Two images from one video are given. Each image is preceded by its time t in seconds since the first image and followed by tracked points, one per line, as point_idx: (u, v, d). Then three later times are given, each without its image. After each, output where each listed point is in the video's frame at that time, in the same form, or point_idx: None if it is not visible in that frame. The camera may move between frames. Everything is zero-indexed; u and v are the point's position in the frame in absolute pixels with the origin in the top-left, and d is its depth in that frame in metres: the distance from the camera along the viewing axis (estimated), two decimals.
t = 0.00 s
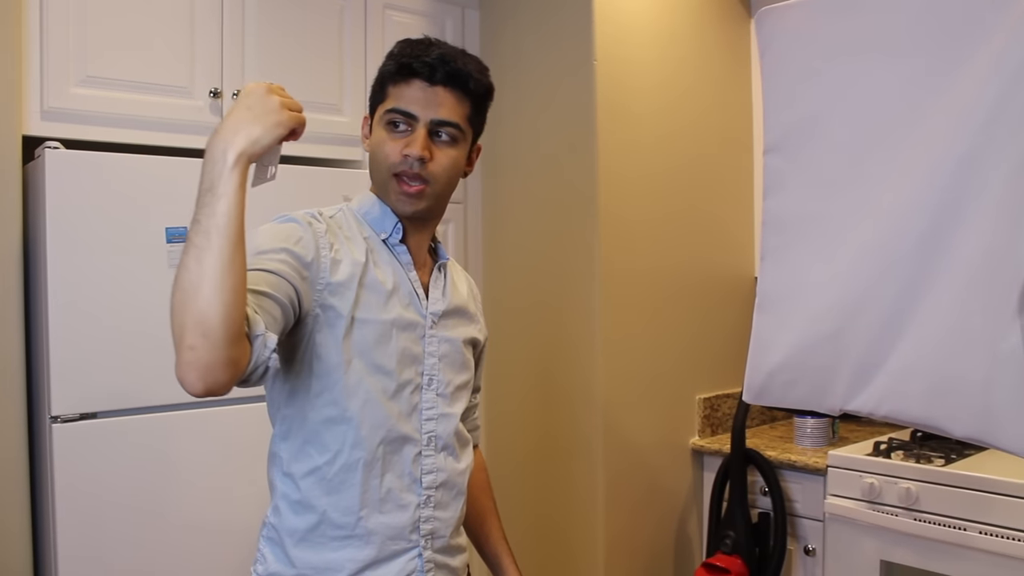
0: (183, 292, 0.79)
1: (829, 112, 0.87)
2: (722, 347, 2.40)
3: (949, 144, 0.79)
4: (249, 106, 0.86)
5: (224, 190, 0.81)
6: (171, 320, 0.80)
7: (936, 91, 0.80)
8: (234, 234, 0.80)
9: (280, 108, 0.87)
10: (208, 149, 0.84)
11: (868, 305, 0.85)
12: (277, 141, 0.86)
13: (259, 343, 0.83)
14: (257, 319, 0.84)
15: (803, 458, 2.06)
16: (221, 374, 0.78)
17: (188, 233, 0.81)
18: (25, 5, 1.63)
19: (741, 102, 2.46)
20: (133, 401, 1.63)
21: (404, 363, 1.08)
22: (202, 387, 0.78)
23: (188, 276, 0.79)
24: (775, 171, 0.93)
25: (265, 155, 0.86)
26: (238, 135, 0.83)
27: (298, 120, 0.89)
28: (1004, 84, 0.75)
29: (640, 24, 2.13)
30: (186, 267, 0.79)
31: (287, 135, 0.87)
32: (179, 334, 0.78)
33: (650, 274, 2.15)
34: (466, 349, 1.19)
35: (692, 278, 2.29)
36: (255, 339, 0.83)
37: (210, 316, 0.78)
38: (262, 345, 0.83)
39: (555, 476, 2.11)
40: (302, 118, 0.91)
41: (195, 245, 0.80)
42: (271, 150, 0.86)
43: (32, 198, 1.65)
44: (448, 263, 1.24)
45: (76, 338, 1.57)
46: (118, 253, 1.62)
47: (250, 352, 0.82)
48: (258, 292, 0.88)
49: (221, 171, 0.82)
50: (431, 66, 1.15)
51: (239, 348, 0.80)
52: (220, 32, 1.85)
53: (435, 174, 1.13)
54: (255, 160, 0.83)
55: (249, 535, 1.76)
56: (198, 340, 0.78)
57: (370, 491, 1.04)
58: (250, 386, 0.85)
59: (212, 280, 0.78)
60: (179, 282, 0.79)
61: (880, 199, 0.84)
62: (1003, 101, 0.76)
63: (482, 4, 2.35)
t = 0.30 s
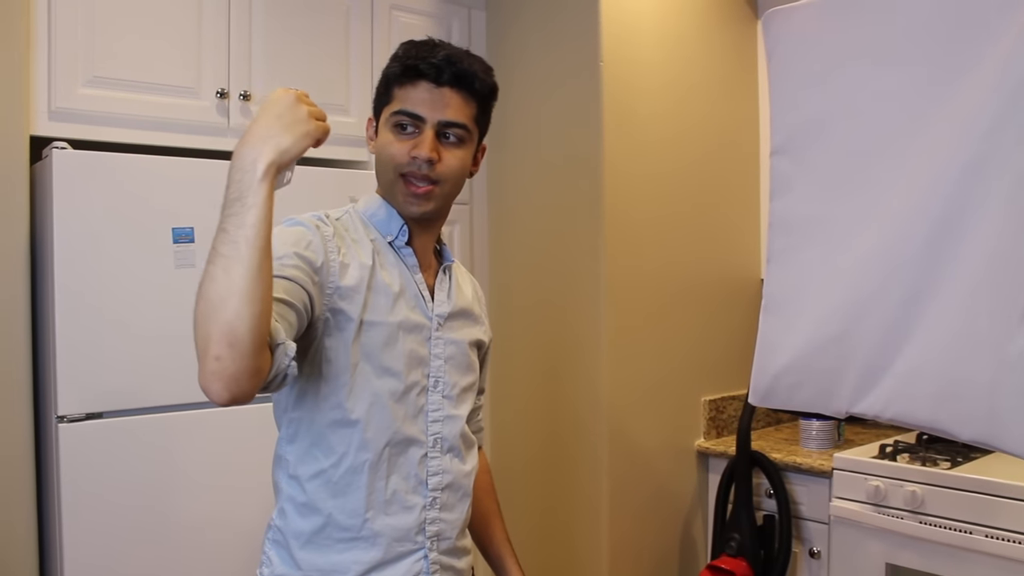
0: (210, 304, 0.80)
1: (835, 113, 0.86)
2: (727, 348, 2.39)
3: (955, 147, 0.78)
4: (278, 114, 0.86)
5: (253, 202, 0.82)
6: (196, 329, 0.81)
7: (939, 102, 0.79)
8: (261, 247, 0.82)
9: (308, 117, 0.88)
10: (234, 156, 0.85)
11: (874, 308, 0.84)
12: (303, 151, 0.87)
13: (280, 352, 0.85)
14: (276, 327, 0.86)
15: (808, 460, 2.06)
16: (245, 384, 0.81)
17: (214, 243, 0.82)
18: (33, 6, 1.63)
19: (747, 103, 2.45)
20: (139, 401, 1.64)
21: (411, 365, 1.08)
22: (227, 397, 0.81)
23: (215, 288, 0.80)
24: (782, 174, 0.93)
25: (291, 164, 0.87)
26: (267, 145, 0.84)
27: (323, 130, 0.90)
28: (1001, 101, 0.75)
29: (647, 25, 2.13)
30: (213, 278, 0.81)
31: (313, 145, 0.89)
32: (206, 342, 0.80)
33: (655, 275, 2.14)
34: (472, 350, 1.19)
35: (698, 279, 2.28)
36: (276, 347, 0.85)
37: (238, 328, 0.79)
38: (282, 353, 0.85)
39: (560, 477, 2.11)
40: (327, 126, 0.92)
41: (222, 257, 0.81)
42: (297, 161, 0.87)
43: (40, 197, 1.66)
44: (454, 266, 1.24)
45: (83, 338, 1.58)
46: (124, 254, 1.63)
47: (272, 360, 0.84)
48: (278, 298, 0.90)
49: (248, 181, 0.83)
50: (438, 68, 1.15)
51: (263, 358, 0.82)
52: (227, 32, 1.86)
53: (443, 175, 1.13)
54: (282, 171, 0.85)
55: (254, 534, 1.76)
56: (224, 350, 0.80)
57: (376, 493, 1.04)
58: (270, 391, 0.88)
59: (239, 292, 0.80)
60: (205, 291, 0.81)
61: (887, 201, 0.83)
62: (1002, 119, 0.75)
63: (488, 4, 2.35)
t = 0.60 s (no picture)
0: (221, 300, 0.80)
1: (831, 109, 0.83)
2: (723, 349, 2.39)
3: (954, 144, 0.75)
4: (294, 114, 0.88)
5: (266, 200, 0.83)
6: (204, 326, 0.82)
7: (939, 100, 0.76)
8: (273, 245, 0.82)
9: (322, 119, 0.90)
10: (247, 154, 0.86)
11: (871, 309, 0.80)
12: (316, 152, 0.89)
13: (284, 350, 0.85)
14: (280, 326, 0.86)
15: (804, 462, 2.06)
16: (252, 382, 0.81)
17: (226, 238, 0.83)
18: None
19: (747, 104, 2.45)
20: (134, 397, 1.63)
21: (408, 363, 1.08)
22: (233, 394, 0.81)
23: (226, 284, 0.80)
24: (779, 175, 0.88)
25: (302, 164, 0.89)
26: (281, 144, 0.86)
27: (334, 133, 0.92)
28: (1003, 100, 0.72)
29: (647, 26, 2.13)
30: (223, 275, 0.81)
31: (326, 147, 0.90)
32: (215, 337, 0.80)
33: (653, 275, 2.14)
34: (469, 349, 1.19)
35: (696, 280, 2.29)
36: (281, 346, 0.85)
37: (248, 326, 0.80)
38: (286, 352, 0.86)
39: (556, 476, 2.12)
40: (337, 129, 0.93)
41: (233, 253, 0.82)
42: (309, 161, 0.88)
43: (37, 192, 1.65)
44: (449, 265, 1.23)
45: (79, 333, 1.58)
46: (121, 250, 1.62)
47: (276, 358, 0.85)
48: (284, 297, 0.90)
49: (262, 178, 0.84)
50: (436, 65, 1.14)
51: (269, 357, 0.82)
52: (226, 29, 1.86)
53: (442, 172, 1.13)
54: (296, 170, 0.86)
55: (249, 532, 1.76)
56: (233, 345, 0.80)
57: (373, 491, 1.04)
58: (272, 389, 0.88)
59: (250, 289, 0.80)
60: (215, 288, 0.81)
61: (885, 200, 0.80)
62: (1002, 119, 0.72)
63: (488, 3, 2.35)
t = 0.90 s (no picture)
0: (235, 312, 0.82)
1: (833, 115, 0.82)
2: (723, 353, 2.39)
3: (958, 150, 0.74)
4: (304, 125, 0.90)
5: (280, 211, 0.85)
6: (218, 337, 0.84)
7: (942, 105, 0.75)
8: (287, 256, 0.84)
9: (331, 129, 0.92)
10: (258, 165, 0.88)
11: (873, 314, 0.80)
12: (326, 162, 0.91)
13: (295, 361, 0.89)
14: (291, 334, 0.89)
15: (804, 466, 2.06)
16: (266, 392, 0.83)
17: (239, 250, 0.84)
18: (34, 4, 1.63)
19: (747, 109, 2.46)
20: (134, 401, 1.63)
21: (409, 368, 1.08)
22: (248, 404, 0.83)
23: (241, 296, 0.82)
24: (781, 181, 0.88)
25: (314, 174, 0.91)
26: (294, 155, 0.87)
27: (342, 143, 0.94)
28: (1007, 105, 0.71)
29: (648, 30, 2.14)
30: (237, 287, 0.83)
31: (336, 155, 0.92)
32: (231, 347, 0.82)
33: (653, 278, 2.14)
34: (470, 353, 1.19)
35: (697, 283, 2.29)
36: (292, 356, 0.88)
37: (263, 337, 0.82)
38: (297, 361, 0.89)
39: (556, 479, 2.11)
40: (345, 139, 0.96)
41: (247, 264, 0.83)
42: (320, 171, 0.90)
43: (38, 196, 1.65)
44: (450, 269, 1.23)
45: (80, 337, 1.58)
46: (123, 254, 1.62)
47: (286, 368, 0.88)
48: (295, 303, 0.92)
49: (276, 190, 0.86)
50: (436, 69, 1.14)
51: (282, 366, 0.85)
52: (228, 33, 1.86)
53: (444, 174, 1.12)
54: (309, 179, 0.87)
55: (250, 535, 1.76)
56: (248, 355, 0.82)
57: (374, 496, 1.04)
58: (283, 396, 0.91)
59: (265, 301, 0.82)
60: (228, 300, 0.83)
61: (887, 205, 0.79)
62: (1007, 122, 0.71)
63: (489, 7, 2.35)
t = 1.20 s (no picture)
0: (245, 325, 0.82)
1: (827, 112, 0.82)
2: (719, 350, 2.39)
3: (950, 146, 0.74)
4: (308, 135, 0.89)
5: (288, 223, 0.84)
6: (227, 351, 0.83)
7: (933, 101, 0.75)
8: (296, 267, 0.84)
9: (335, 137, 0.91)
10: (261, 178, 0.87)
11: (867, 311, 0.80)
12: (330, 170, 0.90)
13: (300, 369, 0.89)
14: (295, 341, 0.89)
15: (800, 463, 2.06)
16: (277, 403, 0.83)
17: (247, 263, 0.83)
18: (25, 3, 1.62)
19: (741, 107, 2.46)
20: (129, 401, 1.63)
21: (403, 367, 1.08)
22: (259, 416, 0.83)
23: (250, 309, 0.82)
24: (774, 178, 0.87)
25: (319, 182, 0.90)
26: (300, 166, 0.86)
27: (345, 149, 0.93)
28: (998, 101, 0.71)
29: (642, 28, 2.14)
30: (246, 300, 0.82)
31: (339, 162, 0.91)
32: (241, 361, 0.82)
33: (647, 275, 2.14)
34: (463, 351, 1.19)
35: (692, 280, 2.29)
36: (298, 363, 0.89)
37: (274, 349, 0.82)
38: (303, 368, 0.90)
39: (552, 477, 2.11)
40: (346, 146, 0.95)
41: (254, 277, 0.83)
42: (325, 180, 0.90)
43: (31, 196, 1.65)
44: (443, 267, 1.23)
45: (73, 338, 1.57)
46: (116, 253, 1.62)
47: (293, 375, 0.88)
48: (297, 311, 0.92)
49: (283, 202, 0.85)
50: (430, 67, 1.14)
51: (291, 376, 0.85)
52: (220, 32, 1.85)
53: (437, 172, 1.11)
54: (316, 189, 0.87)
55: (245, 535, 1.76)
56: (259, 368, 0.82)
57: (369, 495, 1.05)
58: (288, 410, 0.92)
59: (275, 313, 0.82)
60: (237, 313, 0.82)
61: (879, 201, 0.79)
62: (998, 117, 0.72)
63: (483, 5, 2.35)
